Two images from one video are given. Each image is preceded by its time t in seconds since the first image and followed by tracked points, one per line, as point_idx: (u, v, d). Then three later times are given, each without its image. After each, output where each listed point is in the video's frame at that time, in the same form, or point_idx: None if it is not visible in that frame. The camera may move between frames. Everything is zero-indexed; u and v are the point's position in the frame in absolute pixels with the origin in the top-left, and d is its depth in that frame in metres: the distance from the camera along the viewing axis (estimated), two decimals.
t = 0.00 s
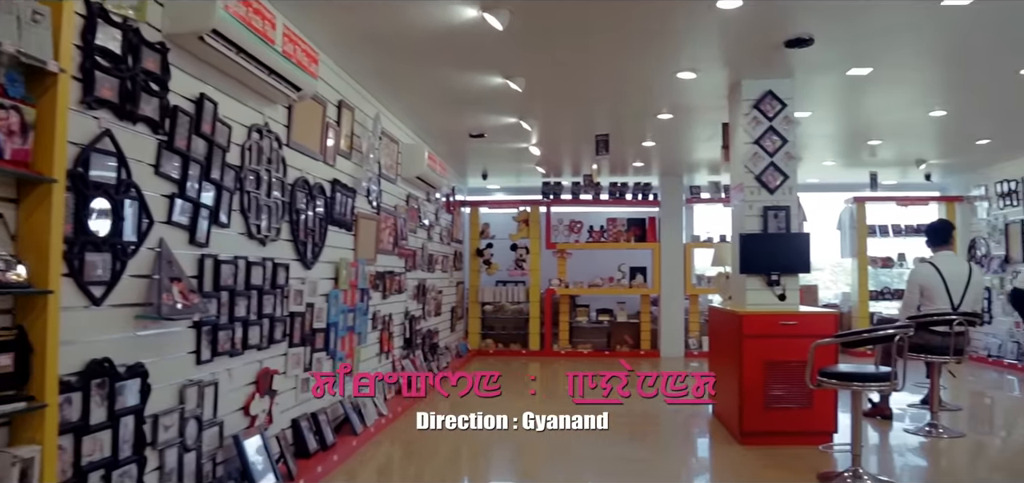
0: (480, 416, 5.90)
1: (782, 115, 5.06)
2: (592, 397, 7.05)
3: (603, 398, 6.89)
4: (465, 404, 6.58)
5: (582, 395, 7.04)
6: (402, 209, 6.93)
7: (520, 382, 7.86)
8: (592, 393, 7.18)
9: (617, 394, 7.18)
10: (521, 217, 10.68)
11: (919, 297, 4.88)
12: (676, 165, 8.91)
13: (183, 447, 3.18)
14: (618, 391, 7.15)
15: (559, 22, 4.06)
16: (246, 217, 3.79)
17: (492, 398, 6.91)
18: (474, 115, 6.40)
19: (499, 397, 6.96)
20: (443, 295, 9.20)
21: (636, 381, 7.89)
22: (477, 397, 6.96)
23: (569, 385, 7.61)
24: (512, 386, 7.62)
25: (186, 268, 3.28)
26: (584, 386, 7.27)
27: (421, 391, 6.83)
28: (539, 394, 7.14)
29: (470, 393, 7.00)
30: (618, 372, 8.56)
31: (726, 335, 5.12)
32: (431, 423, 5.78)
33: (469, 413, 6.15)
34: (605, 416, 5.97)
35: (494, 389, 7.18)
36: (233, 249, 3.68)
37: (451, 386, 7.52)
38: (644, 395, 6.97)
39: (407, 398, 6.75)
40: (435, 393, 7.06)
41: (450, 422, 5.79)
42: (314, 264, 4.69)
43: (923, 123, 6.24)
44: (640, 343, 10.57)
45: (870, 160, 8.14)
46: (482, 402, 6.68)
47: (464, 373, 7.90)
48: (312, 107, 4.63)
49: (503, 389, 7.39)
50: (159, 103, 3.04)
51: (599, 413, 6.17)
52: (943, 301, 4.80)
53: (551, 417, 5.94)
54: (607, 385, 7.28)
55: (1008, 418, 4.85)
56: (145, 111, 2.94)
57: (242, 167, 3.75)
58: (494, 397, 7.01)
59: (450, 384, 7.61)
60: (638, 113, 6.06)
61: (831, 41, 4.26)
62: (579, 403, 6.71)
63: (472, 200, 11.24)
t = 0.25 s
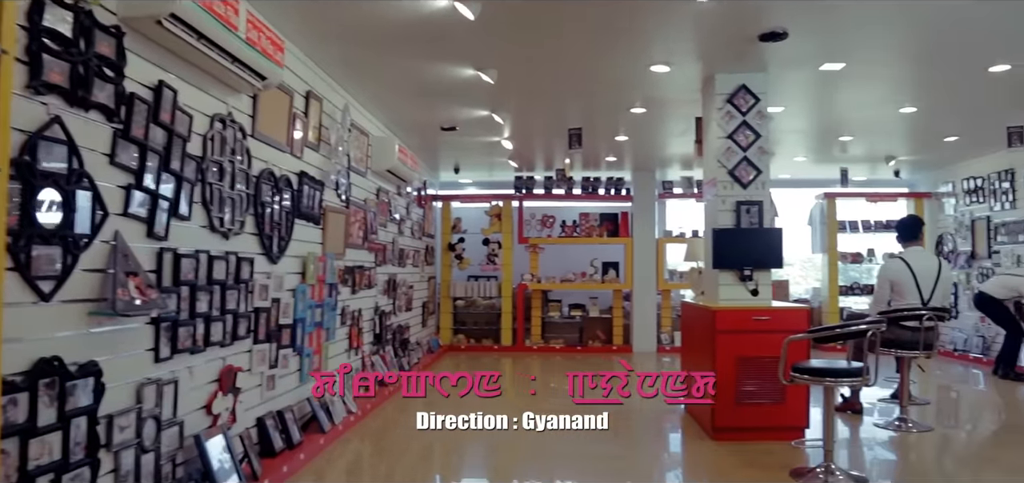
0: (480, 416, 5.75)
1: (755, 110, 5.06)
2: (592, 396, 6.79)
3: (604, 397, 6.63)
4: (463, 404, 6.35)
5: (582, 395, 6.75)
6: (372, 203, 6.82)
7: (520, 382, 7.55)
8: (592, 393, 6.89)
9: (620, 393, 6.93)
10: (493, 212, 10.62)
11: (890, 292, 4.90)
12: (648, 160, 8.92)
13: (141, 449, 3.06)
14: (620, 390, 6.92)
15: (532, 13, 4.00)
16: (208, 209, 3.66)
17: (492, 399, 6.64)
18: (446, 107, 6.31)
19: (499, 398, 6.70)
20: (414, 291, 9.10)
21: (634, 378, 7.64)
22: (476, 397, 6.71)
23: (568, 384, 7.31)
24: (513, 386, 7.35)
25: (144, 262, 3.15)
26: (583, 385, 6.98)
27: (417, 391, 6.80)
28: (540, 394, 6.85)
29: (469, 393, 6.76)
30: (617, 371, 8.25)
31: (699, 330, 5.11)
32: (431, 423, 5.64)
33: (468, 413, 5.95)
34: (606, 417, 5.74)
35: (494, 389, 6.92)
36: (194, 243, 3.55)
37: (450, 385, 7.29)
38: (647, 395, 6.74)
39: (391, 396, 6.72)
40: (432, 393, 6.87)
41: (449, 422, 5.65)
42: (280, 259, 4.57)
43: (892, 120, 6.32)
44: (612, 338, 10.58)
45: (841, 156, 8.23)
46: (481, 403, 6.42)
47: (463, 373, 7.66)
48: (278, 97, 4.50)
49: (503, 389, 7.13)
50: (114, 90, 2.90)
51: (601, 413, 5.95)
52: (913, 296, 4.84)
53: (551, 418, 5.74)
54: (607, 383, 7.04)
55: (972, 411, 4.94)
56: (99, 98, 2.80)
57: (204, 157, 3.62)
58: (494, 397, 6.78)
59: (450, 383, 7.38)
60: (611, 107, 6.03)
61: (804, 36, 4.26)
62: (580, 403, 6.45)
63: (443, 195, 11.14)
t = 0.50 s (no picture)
0: (480, 416, 5.62)
1: (729, 105, 5.05)
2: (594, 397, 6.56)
3: (603, 398, 6.39)
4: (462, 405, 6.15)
5: (582, 395, 6.54)
6: (341, 198, 6.70)
7: (519, 381, 7.34)
8: (592, 393, 6.69)
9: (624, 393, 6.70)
10: (465, 207, 10.54)
11: (862, 288, 4.83)
12: (621, 156, 8.91)
13: (96, 452, 2.92)
14: (619, 390, 6.68)
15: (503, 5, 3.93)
16: (169, 203, 3.52)
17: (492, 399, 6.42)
18: (417, 101, 6.21)
19: (499, 398, 6.49)
20: (385, 287, 8.99)
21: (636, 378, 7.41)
22: (476, 397, 6.49)
23: (569, 384, 7.09)
24: (513, 385, 7.14)
25: (99, 257, 3.01)
26: (584, 385, 6.77)
27: (418, 391, 6.64)
28: (540, 395, 6.63)
29: (469, 392, 6.54)
30: (617, 370, 8.03)
31: (672, 326, 5.09)
32: (431, 423, 5.51)
33: (468, 414, 5.78)
34: (606, 417, 5.57)
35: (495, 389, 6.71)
36: (153, 237, 3.42)
37: (452, 384, 7.10)
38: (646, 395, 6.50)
39: (359, 396, 6.57)
40: (432, 393, 6.67)
41: (450, 422, 5.52)
42: (246, 254, 4.44)
43: (862, 116, 6.38)
44: (585, 334, 10.58)
45: (812, 153, 8.33)
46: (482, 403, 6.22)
47: (464, 372, 7.47)
48: (243, 87, 4.36)
49: (504, 389, 6.91)
50: (66, 77, 2.76)
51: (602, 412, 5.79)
52: (885, 291, 4.75)
53: (551, 418, 5.59)
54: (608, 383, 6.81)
55: (939, 405, 5.01)
56: (50, 84, 2.66)
57: (164, 149, 3.48)
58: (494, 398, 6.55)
59: (451, 382, 7.18)
60: (584, 101, 6.00)
61: (777, 31, 4.27)
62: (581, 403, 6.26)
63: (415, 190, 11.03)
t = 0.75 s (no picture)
0: (480, 416, 5.51)
1: (705, 101, 5.04)
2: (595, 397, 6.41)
3: (603, 398, 6.23)
4: (463, 405, 6.02)
5: (582, 395, 6.41)
6: (312, 194, 6.56)
7: (519, 381, 7.22)
8: (592, 393, 6.56)
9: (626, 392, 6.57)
10: (439, 203, 10.44)
11: (837, 285, 4.83)
12: (596, 153, 8.89)
13: (51, 458, 2.79)
14: (619, 390, 6.54)
15: None
16: (130, 197, 3.39)
17: (493, 400, 6.27)
18: (390, 95, 6.10)
19: (499, 399, 6.35)
20: (358, 284, 8.85)
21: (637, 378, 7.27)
22: (476, 397, 6.35)
23: (569, 384, 6.95)
24: (513, 385, 6.99)
25: (53, 253, 2.88)
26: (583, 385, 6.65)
27: (417, 390, 6.52)
28: (540, 395, 6.49)
29: (469, 393, 6.41)
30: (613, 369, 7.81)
31: (648, 323, 5.08)
32: (431, 423, 5.41)
33: (468, 414, 5.67)
34: (607, 416, 5.44)
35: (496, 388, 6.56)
36: (113, 233, 3.28)
37: (453, 384, 6.96)
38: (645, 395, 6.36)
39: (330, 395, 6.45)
40: (432, 393, 6.56)
41: (450, 422, 5.42)
42: (212, 251, 4.31)
43: (836, 114, 6.43)
44: (559, 332, 10.56)
45: (786, 150, 8.39)
46: (483, 404, 6.08)
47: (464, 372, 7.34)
48: (210, 78, 4.22)
49: (504, 389, 6.76)
50: (17, 64, 2.61)
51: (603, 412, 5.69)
52: (859, 288, 4.75)
53: (551, 418, 5.46)
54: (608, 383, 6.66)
55: (909, 401, 5.06)
56: None
57: (124, 141, 3.34)
58: (495, 398, 6.41)
59: (452, 382, 7.04)
60: (559, 97, 5.95)
61: (752, 27, 4.27)
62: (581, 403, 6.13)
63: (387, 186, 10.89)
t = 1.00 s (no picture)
0: (480, 415, 5.40)
1: (682, 99, 5.03)
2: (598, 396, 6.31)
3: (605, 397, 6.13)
4: (463, 405, 5.91)
5: (582, 395, 6.31)
6: (284, 191, 6.42)
7: (520, 381, 7.12)
8: (593, 393, 6.46)
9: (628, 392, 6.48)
10: (414, 202, 10.32)
11: (813, 285, 4.85)
12: (572, 151, 8.86)
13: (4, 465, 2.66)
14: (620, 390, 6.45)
15: None
16: (91, 193, 3.25)
17: (493, 400, 6.16)
18: (364, 90, 5.99)
19: (500, 399, 6.24)
20: (331, 283, 8.71)
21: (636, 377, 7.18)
22: (476, 397, 6.23)
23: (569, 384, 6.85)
24: (514, 385, 6.88)
25: (7, 251, 2.75)
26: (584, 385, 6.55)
27: (417, 390, 6.41)
28: (541, 395, 6.39)
29: (469, 393, 6.29)
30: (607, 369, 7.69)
31: (624, 322, 5.05)
32: (431, 423, 5.31)
33: (469, 413, 5.56)
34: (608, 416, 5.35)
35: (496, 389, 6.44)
36: (72, 230, 3.14)
37: (453, 385, 6.84)
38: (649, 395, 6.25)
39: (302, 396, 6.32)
40: (432, 393, 6.45)
41: (450, 422, 5.31)
42: (178, 249, 4.17)
43: (811, 113, 6.48)
44: (535, 331, 10.51)
45: (762, 149, 8.45)
46: (482, 404, 5.97)
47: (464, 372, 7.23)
48: (175, 70, 4.07)
49: (505, 389, 6.64)
50: None
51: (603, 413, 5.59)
52: (836, 288, 4.77)
53: (551, 417, 5.33)
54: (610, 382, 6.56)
55: (881, 399, 5.11)
56: None
57: (84, 134, 3.20)
58: (495, 398, 6.30)
59: (452, 382, 6.92)
60: (536, 94, 5.90)
61: (729, 25, 4.27)
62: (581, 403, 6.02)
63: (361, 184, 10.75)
